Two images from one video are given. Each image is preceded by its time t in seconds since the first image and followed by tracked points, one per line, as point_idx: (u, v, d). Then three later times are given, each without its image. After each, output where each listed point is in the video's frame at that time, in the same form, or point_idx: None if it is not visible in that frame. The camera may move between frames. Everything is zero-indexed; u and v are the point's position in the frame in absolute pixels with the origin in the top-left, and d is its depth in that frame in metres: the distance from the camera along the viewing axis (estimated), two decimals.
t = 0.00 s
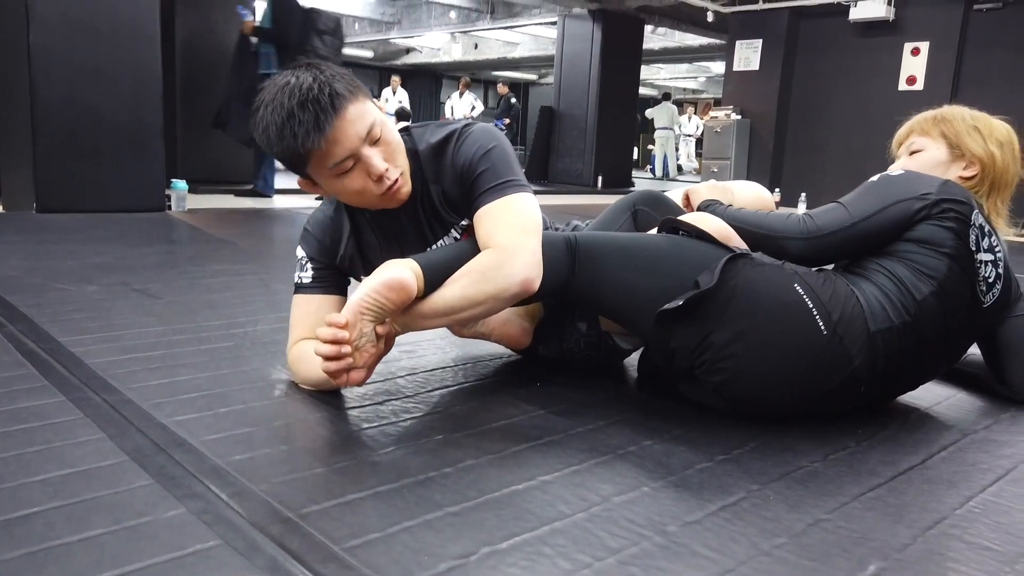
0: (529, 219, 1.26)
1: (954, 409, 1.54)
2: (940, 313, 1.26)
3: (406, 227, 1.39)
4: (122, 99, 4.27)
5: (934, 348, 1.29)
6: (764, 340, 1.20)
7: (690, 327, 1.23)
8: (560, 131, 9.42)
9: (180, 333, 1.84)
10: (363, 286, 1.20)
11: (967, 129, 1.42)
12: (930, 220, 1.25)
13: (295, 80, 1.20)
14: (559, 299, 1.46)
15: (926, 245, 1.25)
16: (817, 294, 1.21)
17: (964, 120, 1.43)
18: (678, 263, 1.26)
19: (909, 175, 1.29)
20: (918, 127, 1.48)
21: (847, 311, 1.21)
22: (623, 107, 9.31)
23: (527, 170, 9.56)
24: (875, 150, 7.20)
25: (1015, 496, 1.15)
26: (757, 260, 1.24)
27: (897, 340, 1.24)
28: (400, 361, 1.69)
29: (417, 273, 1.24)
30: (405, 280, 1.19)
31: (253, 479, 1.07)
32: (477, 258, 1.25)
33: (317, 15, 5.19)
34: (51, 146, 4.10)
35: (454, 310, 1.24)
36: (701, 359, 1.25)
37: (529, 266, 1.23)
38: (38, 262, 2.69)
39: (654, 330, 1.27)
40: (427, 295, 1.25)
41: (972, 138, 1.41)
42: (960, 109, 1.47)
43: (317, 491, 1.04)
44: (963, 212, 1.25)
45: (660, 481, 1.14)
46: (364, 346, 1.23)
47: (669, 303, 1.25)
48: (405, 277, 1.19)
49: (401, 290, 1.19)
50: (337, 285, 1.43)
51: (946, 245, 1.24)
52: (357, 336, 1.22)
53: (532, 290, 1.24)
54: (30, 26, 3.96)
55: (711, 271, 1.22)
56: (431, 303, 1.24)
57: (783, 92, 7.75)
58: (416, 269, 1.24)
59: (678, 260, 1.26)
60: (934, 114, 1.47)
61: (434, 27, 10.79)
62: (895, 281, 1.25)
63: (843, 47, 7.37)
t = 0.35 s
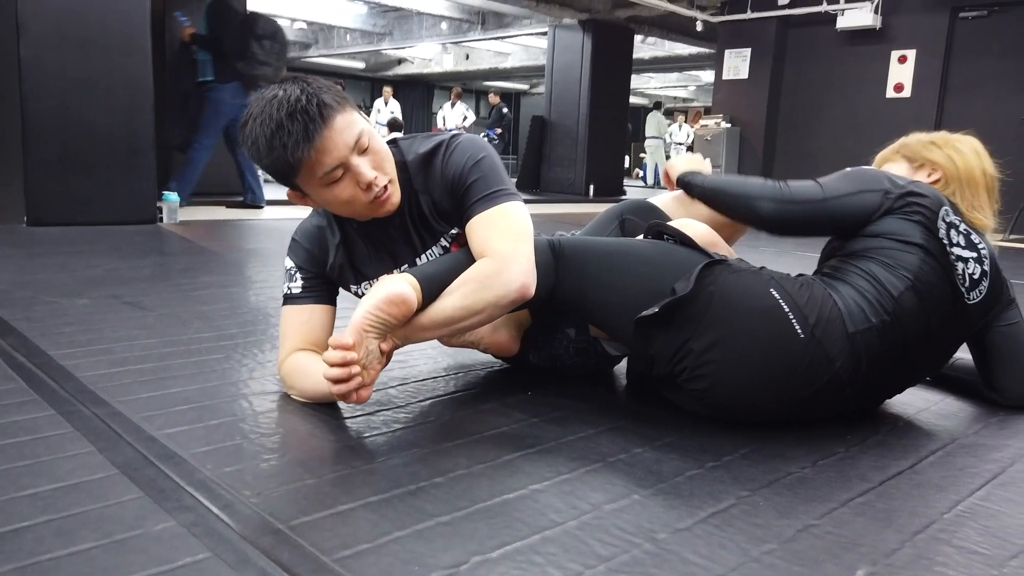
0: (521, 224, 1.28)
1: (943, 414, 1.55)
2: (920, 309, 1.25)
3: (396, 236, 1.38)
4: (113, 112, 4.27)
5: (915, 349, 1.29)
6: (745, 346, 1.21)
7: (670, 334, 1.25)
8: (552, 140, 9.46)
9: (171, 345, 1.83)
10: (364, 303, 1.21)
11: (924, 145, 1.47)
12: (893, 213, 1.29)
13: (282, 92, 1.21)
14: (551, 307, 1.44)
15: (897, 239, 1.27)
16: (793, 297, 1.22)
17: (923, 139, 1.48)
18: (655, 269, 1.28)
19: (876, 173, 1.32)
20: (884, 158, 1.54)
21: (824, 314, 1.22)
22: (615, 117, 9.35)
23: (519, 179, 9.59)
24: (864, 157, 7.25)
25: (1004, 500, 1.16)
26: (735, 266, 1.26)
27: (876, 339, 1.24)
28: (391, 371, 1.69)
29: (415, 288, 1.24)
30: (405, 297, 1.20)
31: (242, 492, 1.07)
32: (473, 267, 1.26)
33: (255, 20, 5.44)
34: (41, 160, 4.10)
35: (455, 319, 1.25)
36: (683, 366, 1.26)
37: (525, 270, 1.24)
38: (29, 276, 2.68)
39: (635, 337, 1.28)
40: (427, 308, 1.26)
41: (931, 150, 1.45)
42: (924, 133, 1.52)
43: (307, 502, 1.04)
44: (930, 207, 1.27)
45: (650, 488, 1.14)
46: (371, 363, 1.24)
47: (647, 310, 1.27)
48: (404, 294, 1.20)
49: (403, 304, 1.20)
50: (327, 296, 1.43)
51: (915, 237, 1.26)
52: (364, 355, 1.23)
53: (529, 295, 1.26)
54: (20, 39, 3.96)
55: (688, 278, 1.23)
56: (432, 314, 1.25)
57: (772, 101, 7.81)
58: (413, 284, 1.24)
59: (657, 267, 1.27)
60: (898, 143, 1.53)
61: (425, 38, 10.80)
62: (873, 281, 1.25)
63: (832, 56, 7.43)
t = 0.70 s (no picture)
0: (515, 224, 1.30)
1: (932, 413, 1.55)
2: (903, 296, 1.23)
3: (386, 237, 1.36)
4: (102, 116, 4.25)
5: (900, 339, 1.26)
6: (723, 341, 1.21)
7: (649, 329, 1.25)
8: (544, 143, 9.47)
9: (159, 349, 1.82)
10: (367, 313, 1.19)
11: (896, 160, 1.50)
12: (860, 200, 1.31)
13: (279, 94, 1.20)
14: (539, 300, 1.44)
15: (870, 224, 1.27)
16: (770, 290, 1.22)
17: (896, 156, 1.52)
18: (634, 267, 1.29)
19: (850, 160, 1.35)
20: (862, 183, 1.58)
21: (802, 306, 1.21)
22: (606, 119, 9.35)
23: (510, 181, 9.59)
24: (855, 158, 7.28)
25: (994, 497, 1.16)
26: (713, 261, 1.27)
27: (859, 328, 1.22)
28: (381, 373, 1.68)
29: (414, 293, 1.24)
30: (408, 303, 1.19)
31: (230, 496, 1.06)
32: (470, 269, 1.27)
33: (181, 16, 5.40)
34: (30, 165, 4.07)
35: (457, 320, 1.26)
36: (665, 365, 1.27)
37: (523, 270, 1.27)
38: (16, 282, 2.65)
39: (613, 333, 1.29)
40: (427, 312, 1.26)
41: (901, 161, 1.48)
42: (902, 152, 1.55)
43: (295, 505, 1.04)
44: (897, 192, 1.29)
45: (640, 489, 1.14)
46: (380, 373, 1.21)
47: (624, 305, 1.28)
48: (407, 300, 1.19)
49: (409, 311, 1.19)
50: (317, 298, 1.43)
51: (887, 221, 1.26)
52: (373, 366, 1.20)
53: (527, 293, 1.29)
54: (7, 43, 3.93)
55: (665, 273, 1.24)
56: (434, 317, 1.25)
57: (763, 103, 7.83)
58: (412, 290, 1.24)
59: (636, 264, 1.28)
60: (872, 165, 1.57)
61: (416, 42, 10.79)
62: (850, 270, 1.24)
63: (822, 57, 7.46)
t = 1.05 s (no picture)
0: (504, 216, 1.30)
1: (918, 407, 1.56)
2: (879, 284, 1.23)
3: (372, 234, 1.36)
4: (89, 119, 4.22)
5: (878, 330, 1.26)
6: (701, 335, 1.21)
7: (626, 324, 1.26)
8: (533, 143, 9.47)
9: (146, 352, 1.81)
10: (365, 317, 1.18)
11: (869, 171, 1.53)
12: (835, 191, 1.33)
13: (269, 93, 1.19)
14: (528, 297, 1.46)
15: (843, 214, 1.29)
16: (744, 281, 1.22)
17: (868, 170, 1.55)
18: (611, 261, 1.29)
19: (826, 154, 1.37)
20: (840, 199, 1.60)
21: (777, 296, 1.21)
22: (595, 119, 9.37)
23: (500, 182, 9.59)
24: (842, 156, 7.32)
25: (979, 489, 1.17)
26: (689, 255, 1.27)
27: (836, 315, 1.22)
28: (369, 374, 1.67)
29: (410, 293, 1.23)
30: (403, 302, 1.18)
31: (216, 498, 1.05)
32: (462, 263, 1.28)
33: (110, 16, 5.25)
34: (14, 168, 4.04)
35: (452, 316, 1.26)
36: (644, 364, 1.28)
37: (515, 261, 1.28)
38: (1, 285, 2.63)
39: (591, 327, 1.29)
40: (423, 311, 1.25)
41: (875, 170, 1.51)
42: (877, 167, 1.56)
43: (281, 506, 1.03)
44: (869, 184, 1.32)
45: (628, 485, 1.14)
46: (382, 376, 1.21)
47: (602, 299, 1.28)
48: (402, 300, 1.18)
49: (406, 311, 1.18)
50: (302, 298, 1.41)
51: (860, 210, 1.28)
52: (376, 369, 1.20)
53: (519, 286, 1.29)
54: None
55: (641, 267, 1.25)
56: (429, 314, 1.25)
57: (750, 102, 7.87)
58: (407, 289, 1.23)
59: (613, 258, 1.29)
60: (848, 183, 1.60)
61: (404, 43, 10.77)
62: (825, 258, 1.25)
63: (809, 56, 7.50)
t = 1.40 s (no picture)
0: (486, 218, 1.31)
1: (905, 407, 1.57)
2: (860, 282, 1.24)
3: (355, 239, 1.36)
4: (74, 125, 4.19)
5: (860, 328, 1.27)
6: (684, 336, 1.22)
7: (610, 326, 1.26)
8: (522, 147, 9.48)
9: (133, 361, 1.80)
10: (351, 322, 1.17)
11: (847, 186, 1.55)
12: (816, 191, 1.34)
13: (249, 102, 1.18)
14: (514, 299, 1.46)
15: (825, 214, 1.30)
16: (725, 280, 1.23)
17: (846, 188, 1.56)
18: (593, 262, 1.29)
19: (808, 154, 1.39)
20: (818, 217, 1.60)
21: (758, 296, 1.22)
22: (583, 121, 9.38)
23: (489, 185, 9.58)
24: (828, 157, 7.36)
25: (964, 488, 1.18)
26: (671, 256, 1.28)
27: (817, 313, 1.22)
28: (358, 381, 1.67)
29: (395, 297, 1.23)
30: (389, 306, 1.18)
31: (204, 507, 1.05)
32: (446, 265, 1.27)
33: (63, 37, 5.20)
34: None
35: (439, 318, 1.25)
36: (630, 367, 1.28)
37: (499, 261, 1.27)
38: None
39: (575, 330, 1.29)
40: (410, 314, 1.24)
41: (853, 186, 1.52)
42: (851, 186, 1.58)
43: (268, 515, 1.03)
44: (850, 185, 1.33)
45: (617, 488, 1.14)
46: (371, 381, 1.20)
47: (586, 302, 1.28)
48: (389, 303, 1.18)
49: (392, 314, 1.18)
50: (287, 306, 1.41)
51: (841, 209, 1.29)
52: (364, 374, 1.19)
53: (503, 286, 1.29)
54: None
55: (623, 269, 1.25)
56: (415, 317, 1.24)
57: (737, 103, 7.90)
58: (392, 293, 1.23)
59: (594, 259, 1.29)
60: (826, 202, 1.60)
61: (392, 47, 10.76)
62: (806, 257, 1.25)
63: (794, 57, 7.55)
